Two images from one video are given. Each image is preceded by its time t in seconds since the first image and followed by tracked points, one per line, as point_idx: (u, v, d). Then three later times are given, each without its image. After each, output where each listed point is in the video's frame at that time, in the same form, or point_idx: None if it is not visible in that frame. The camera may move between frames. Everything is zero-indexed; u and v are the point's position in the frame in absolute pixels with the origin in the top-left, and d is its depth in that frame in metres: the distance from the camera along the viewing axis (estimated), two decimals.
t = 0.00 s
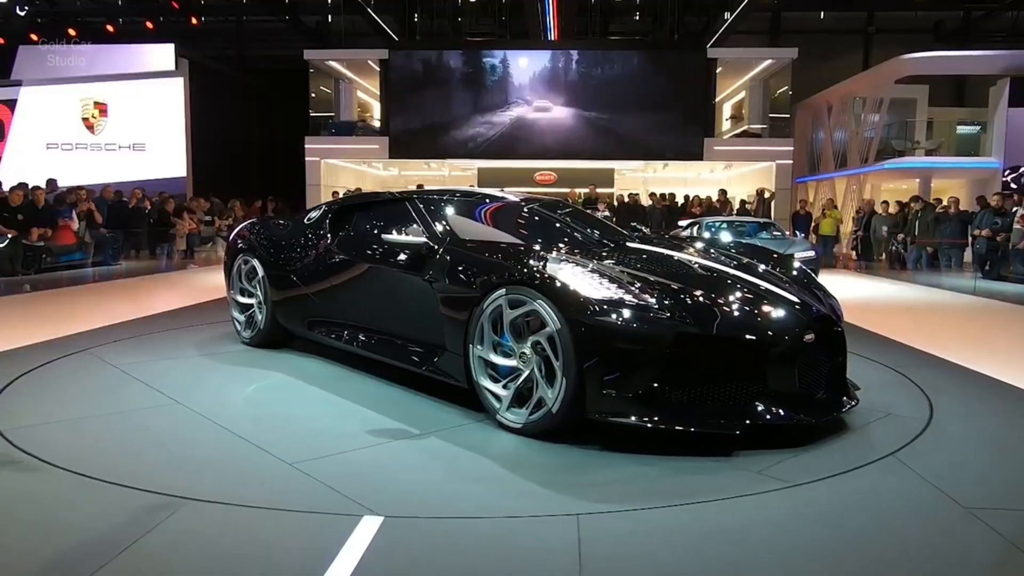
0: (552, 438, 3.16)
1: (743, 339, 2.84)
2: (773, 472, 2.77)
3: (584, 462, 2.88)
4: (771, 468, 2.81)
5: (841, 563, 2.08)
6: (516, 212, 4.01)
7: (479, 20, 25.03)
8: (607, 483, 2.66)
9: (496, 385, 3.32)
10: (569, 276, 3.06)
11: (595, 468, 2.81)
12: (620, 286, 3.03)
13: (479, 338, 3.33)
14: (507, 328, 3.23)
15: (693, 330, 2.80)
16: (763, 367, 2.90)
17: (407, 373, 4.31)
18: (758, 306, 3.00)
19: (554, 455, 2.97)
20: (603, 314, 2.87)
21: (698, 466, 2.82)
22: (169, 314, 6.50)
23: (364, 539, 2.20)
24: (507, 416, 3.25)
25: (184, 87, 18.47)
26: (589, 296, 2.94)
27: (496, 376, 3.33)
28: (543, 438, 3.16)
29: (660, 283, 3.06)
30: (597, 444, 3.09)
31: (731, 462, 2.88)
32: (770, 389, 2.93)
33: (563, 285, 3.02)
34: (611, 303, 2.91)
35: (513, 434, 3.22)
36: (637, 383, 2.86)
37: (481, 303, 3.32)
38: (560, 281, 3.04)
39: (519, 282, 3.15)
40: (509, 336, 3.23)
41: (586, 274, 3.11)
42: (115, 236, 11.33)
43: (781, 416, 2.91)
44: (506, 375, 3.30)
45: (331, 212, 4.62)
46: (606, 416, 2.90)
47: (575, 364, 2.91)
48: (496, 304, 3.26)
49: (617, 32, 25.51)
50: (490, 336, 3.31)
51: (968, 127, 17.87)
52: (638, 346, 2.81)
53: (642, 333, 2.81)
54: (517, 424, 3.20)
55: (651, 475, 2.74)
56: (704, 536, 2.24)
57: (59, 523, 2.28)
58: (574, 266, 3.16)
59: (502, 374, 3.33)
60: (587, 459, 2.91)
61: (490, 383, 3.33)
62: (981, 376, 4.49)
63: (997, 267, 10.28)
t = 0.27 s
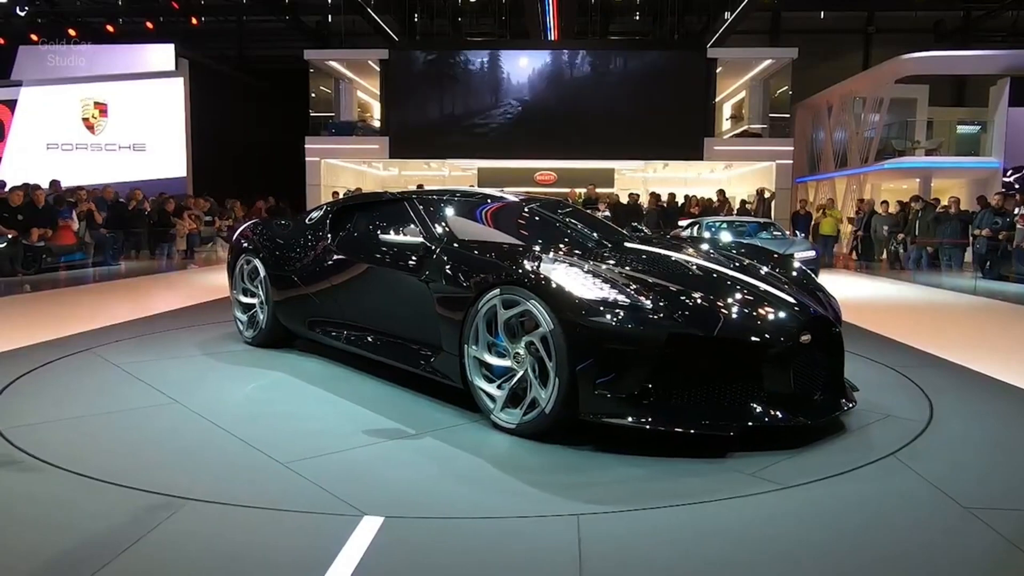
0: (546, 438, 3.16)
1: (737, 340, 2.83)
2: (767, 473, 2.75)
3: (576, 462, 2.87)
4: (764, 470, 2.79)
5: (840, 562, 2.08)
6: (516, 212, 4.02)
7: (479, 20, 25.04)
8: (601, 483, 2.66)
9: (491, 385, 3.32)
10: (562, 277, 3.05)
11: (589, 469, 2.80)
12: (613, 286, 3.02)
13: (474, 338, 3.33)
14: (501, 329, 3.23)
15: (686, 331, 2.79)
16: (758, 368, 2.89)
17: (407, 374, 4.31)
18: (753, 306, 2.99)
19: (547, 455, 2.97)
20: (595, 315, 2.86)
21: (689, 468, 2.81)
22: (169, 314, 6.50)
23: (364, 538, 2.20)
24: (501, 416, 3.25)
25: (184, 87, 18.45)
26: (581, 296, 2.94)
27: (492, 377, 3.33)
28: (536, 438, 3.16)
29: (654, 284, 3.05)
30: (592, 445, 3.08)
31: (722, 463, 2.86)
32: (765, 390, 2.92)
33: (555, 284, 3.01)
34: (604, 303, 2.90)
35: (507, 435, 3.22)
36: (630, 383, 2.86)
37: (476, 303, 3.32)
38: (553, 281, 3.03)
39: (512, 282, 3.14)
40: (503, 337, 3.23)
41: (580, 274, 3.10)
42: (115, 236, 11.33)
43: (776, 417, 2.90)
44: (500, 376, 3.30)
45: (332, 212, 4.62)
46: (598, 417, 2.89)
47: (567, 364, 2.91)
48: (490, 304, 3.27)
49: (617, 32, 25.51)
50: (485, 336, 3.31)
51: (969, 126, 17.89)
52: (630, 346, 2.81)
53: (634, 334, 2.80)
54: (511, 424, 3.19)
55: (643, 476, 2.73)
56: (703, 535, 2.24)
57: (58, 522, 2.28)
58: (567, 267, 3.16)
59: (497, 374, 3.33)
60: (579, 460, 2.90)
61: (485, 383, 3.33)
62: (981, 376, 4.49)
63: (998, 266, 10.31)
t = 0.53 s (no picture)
0: (540, 439, 3.16)
1: (732, 341, 2.82)
2: (760, 475, 2.73)
3: (570, 463, 2.87)
4: (758, 471, 2.78)
5: (840, 562, 2.07)
6: (517, 213, 4.02)
7: (479, 20, 25.04)
8: (596, 484, 2.65)
9: (485, 385, 3.31)
10: (556, 276, 3.05)
11: (584, 470, 2.80)
12: (607, 286, 3.01)
13: (468, 338, 3.33)
14: (496, 329, 3.23)
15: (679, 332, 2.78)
16: (752, 368, 2.88)
17: (406, 374, 4.30)
18: (749, 306, 2.98)
19: (541, 456, 2.96)
20: (587, 314, 2.86)
21: (682, 469, 2.80)
22: (169, 315, 6.50)
23: (365, 538, 2.20)
24: (496, 416, 3.25)
25: (184, 87, 18.48)
26: (574, 295, 2.93)
27: (486, 376, 3.33)
28: (530, 439, 3.15)
29: (649, 284, 3.04)
30: (586, 445, 3.07)
31: (715, 464, 2.85)
32: (760, 390, 2.92)
33: (548, 284, 3.00)
34: (597, 303, 2.89)
35: (500, 435, 3.21)
36: (622, 383, 2.85)
37: (471, 303, 3.33)
38: (546, 281, 3.03)
39: (507, 282, 3.14)
40: (498, 337, 3.23)
41: (575, 274, 3.09)
42: (116, 236, 11.34)
43: (771, 418, 2.89)
44: (495, 376, 3.29)
45: (333, 212, 4.62)
46: (590, 417, 2.89)
47: (560, 364, 2.90)
48: (484, 304, 3.27)
49: (617, 32, 25.51)
50: (479, 336, 3.31)
51: (969, 125, 17.88)
52: (623, 346, 2.80)
53: (627, 334, 2.80)
54: (505, 424, 3.19)
55: (636, 477, 2.72)
56: (703, 535, 2.24)
57: (58, 522, 2.28)
58: (562, 266, 3.15)
59: (492, 374, 3.33)
60: (573, 461, 2.89)
61: (479, 383, 3.33)
62: (981, 376, 4.48)
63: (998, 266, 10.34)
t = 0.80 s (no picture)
0: (534, 439, 3.15)
1: (726, 342, 2.80)
2: (754, 477, 2.72)
3: (566, 463, 2.86)
4: (754, 471, 2.77)
5: (839, 563, 2.07)
6: (517, 213, 4.03)
7: (479, 20, 25.04)
8: (593, 485, 2.65)
9: (481, 385, 3.31)
10: (550, 277, 3.04)
11: (582, 470, 2.79)
12: (601, 286, 3.00)
13: (464, 338, 3.34)
14: (491, 329, 3.23)
15: (673, 333, 2.77)
16: (747, 370, 2.87)
17: (406, 374, 4.30)
18: (744, 307, 2.96)
19: (536, 457, 2.95)
20: (580, 315, 2.85)
21: (676, 470, 2.79)
22: (170, 315, 6.51)
23: (365, 538, 2.20)
24: (491, 416, 3.24)
25: (185, 87, 18.51)
26: (567, 296, 2.93)
27: (482, 377, 3.33)
28: (525, 439, 3.15)
29: (643, 285, 3.03)
30: (580, 446, 3.07)
31: (710, 465, 2.84)
32: (755, 391, 2.91)
33: (542, 284, 3.00)
34: (590, 304, 2.88)
35: (495, 435, 3.21)
36: (616, 384, 2.84)
37: (466, 304, 3.33)
38: (540, 281, 3.02)
39: (502, 282, 3.14)
40: (493, 337, 3.23)
41: (569, 274, 3.09)
42: (116, 236, 11.33)
43: (766, 419, 2.88)
44: (490, 376, 3.29)
45: (334, 212, 4.63)
46: (583, 418, 2.88)
47: (553, 365, 2.90)
48: (480, 304, 3.27)
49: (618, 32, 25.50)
50: (474, 336, 3.31)
51: (970, 125, 17.87)
52: (617, 347, 2.79)
53: (620, 335, 2.78)
54: (499, 424, 3.19)
55: (632, 478, 2.71)
56: (703, 535, 2.24)
57: (58, 522, 2.28)
58: (557, 267, 3.15)
59: (487, 374, 3.33)
60: (567, 462, 2.88)
61: (475, 383, 3.33)
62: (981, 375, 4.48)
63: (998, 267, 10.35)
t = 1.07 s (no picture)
0: (530, 439, 3.14)
1: (721, 343, 2.79)
2: (750, 478, 2.71)
3: (561, 463, 2.85)
4: (750, 472, 2.76)
5: (840, 562, 2.07)
6: (518, 212, 4.03)
7: (480, 20, 25.04)
8: (590, 485, 2.64)
9: (476, 385, 3.31)
10: (544, 276, 3.04)
11: (578, 471, 2.78)
12: (596, 286, 2.99)
13: (460, 337, 3.33)
14: (485, 329, 3.22)
15: (667, 333, 2.76)
16: (742, 370, 2.86)
17: (406, 374, 4.29)
18: (741, 307, 2.95)
19: (531, 457, 2.94)
20: (574, 315, 2.84)
21: (671, 470, 2.78)
22: (171, 315, 6.51)
23: (366, 538, 2.20)
24: (486, 416, 3.24)
25: (185, 87, 18.50)
26: (560, 295, 2.92)
27: (477, 376, 3.32)
28: (519, 438, 3.15)
29: (639, 285, 3.02)
30: (574, 447, 3.05)
31: (705, 467, 2.82)
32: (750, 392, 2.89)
33: (536, 284, 2.99)
34: (584, 303, 2.88)
35: (490, 434, 3.20)
36: (610, 383, 2.84)
37: (461, 303, 3.33)
38: (534, 281, 3.02)
39: (496, 282, 3.14)
40: (487, 337, 3.22)
41: (564, 273, 3.08)
42: (117, 236, 11.32)
43: (762, 420, 2.86)
44: (486, 375, 3.28)
45: (335, 212, 4.63)
46: (577, 418, 2.87)
47: (547, 364, 2.89)
48: (474, 304, 3.26)
49: (618, 32, 25.48)
50: (470, 336, 3.30)
51: (971, 124, 17.86)
52: (611, 346, 2.79)
53: (614, 335, 2.77)
54: (494, 424, 3.18)
55: (626, 478, 2.70)
56: (702, 536, 2.23)
57: (59, 522, 2.28)
58: (552, 266, 3.14)
59: (483, 374, 3.32)
60: (562, 463, 2.87)
61: (471, 383, 3.32)
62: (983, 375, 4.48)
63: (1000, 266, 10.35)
